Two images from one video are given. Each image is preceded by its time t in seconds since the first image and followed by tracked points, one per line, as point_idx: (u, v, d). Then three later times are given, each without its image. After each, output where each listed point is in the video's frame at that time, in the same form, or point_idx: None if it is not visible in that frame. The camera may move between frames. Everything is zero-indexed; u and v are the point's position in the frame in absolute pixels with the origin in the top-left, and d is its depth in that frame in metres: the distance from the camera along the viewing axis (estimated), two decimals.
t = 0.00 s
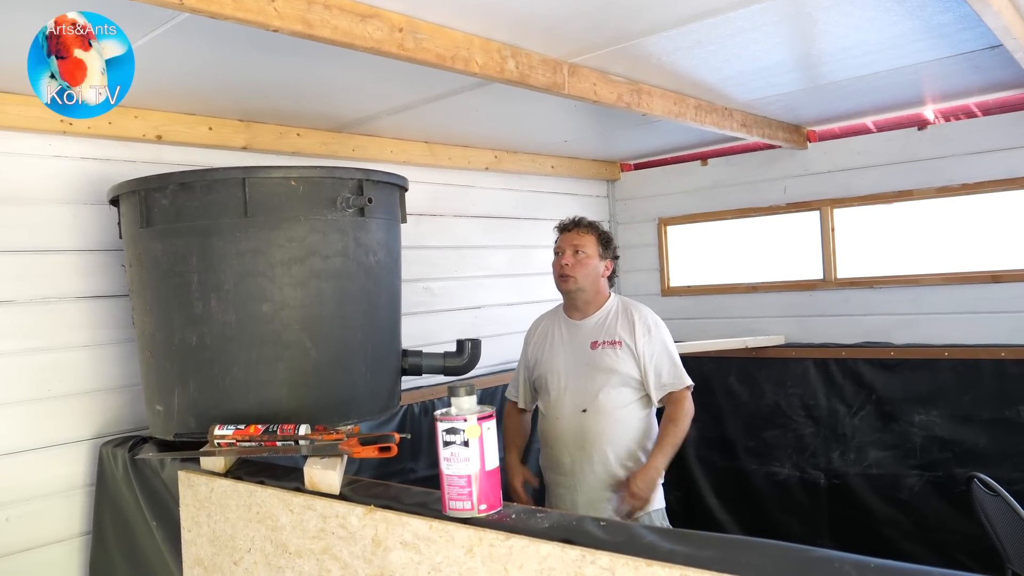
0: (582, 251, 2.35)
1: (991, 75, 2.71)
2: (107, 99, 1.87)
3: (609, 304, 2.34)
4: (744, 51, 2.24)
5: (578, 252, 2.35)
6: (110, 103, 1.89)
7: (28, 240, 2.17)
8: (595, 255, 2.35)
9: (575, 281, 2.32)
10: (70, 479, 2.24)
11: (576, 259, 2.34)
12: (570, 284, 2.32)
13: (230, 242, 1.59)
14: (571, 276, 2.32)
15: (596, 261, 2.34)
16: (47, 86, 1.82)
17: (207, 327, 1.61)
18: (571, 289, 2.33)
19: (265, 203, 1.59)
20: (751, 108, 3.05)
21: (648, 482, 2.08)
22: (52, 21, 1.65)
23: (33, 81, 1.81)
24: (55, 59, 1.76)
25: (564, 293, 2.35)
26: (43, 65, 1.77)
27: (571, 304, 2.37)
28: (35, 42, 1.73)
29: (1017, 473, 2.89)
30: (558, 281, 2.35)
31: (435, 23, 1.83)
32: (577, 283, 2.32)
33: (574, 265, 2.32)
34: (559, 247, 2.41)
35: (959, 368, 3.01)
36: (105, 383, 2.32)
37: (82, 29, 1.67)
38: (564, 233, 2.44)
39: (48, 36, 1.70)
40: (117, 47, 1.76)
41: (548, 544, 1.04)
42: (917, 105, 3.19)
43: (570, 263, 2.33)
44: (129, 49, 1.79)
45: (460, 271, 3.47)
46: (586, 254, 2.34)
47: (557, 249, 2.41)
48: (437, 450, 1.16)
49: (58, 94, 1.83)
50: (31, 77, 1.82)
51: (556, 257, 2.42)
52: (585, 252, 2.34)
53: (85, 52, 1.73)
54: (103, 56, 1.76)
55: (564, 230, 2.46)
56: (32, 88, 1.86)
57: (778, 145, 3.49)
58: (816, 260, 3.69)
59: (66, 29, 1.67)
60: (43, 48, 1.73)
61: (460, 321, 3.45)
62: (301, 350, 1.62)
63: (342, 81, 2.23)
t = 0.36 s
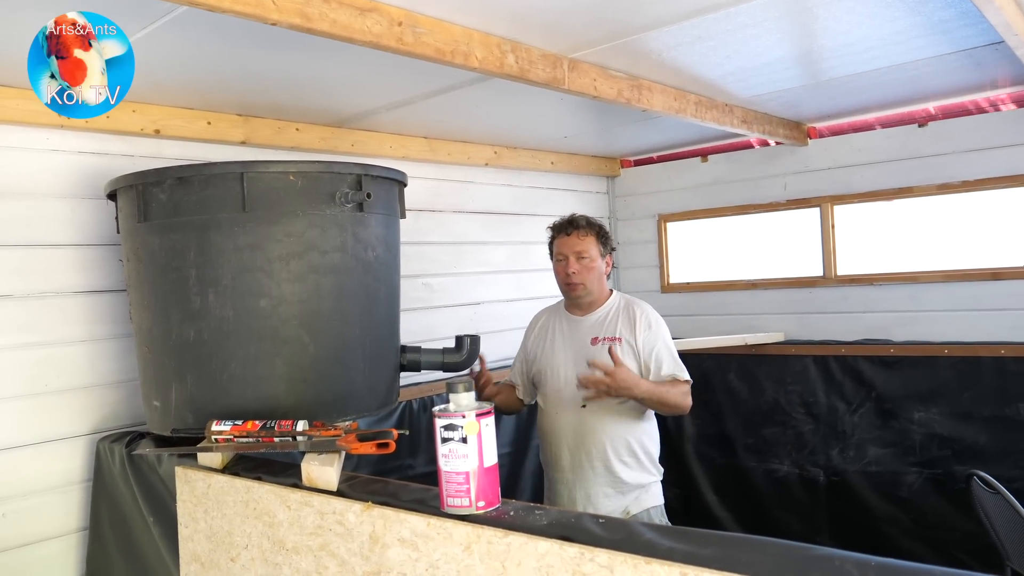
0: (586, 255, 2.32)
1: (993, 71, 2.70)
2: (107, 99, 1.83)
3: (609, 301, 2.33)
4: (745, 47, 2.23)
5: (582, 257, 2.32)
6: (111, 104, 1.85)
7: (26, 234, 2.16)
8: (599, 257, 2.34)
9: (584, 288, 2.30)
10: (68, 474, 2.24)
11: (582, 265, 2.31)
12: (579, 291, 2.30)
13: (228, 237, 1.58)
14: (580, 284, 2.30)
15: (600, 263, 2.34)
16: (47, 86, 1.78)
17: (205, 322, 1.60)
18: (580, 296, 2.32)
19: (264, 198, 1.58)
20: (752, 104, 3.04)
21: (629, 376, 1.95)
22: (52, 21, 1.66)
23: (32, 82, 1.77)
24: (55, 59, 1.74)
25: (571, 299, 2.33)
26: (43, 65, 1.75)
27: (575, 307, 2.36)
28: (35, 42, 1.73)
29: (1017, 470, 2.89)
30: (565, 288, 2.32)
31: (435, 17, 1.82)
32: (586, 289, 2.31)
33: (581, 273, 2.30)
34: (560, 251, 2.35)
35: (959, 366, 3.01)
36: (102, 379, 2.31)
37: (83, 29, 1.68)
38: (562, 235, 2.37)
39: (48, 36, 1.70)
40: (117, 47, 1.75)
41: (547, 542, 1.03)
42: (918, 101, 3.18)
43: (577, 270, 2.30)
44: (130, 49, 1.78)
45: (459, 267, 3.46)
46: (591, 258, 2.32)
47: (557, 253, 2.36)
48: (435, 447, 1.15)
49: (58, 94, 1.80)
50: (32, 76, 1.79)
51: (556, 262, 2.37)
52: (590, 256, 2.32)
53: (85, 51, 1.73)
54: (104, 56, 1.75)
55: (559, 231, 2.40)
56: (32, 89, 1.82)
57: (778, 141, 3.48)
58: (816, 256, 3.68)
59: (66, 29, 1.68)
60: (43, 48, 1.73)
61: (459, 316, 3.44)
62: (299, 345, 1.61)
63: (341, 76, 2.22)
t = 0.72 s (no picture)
0: (575, 246, 2.33)
1: (991, 69, 2.70)
2: (107, 100, 1.81)
3: (606, 299, 2.33)
4: (743, 44, 2.22)
5: (571, 248, 2.33)
6: (112, 105, 1.82)
7: (22, 231, 2.16)
8: (588, 248, 2.34)
9: (575, 277, 2.29)
10: (64, 472, 2.23)
11: (571, 255, 2.32)
12: (570, 280, 2.30)
13: (224, 234, 1.57)
14: (570, 273, 2.29)
15: (589, 253, 2.33)
16: (47, 86, 1.76)
17: (201, 320, 1.60)
18: (572, 286, 2.31)
19: (260, 195, 1.58)
20: (750, 102, 3.04)
21: (637, 452, 1.98)
22: (53, 21, 1.67)
23: (32, 82, 1.75)
24: (55, 59, 1.73)
25: (565, 291, 2.33)
26: (43, 65, 1.73)
27: (570, 301, 2.34)
28: (35, 41, 1.72)
29: (1014, 469, 2.89)
30: (557, 280, 2.32)
31: (431, 14, 1.81)
32: (576, 278, 2.30)
33: (569, 262, 2.30)
34: (551, 246, 2.37)
35: (957, 364, 3.01)
36: (98, 376, 2.31)
37: (83, 29, 1.69)
38: (552, 231, 2.40)
39: (48, 36, 1.70)
40: (117, 47, 1.74)
41: (543, 540, 1.03)
42: (916, 100, 3.18)
43: (565, 260, 2.31)
44: (130, 49, 1.76)
45: (457, 265, 3.45)
46: (580, 248, 2.32)
47: (549, 249, 2.39)
48: (431, 445, 1.15)
49: (58, 94, 1.77)
50: (32, 76, 1.76)
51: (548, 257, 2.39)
52: (579, 246, 2.32)
53: (85, 51, 1.72)
54: (104, 56, 1.73)
55: (550, 228, 2.44)
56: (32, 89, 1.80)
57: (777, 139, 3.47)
58: (813, 255, 3.68)
59: (66, 29, 1.68)
60: (43, 48, 1.72)
61: (457, 314, 3.44)
62: (296, 343, 1.61)
63: (338, 73, 2.21)
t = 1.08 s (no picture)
0: (575, 245, 2.33)
1: (991, 67, 2.70)
2: (107, 99, 1.81)
3: (605, 298, 2.32)
4: (742, 43, 2.22)
5: (571, 246, 2.33)
6: (111, 104, 1.83)
7: (20, 230, 2.16)
8: (588, 247, 2.34)
9: (575, 275, 2.29)
10: (61, 472, 2.23)
11: (571, 253, 2.32)
12: (570, 278, 2.30)
13: (223, 233, 1.57)
14: (570, 271, 2.29)
15: (589, 252, 2.33)
16: (47, 86, 1.77)
17: (200, 319, 1.59)
18: (571, 284, 2.30)
19: (259, 194, 1.57)
20: (749, 101, 3.04)
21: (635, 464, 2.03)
22: (53, 21, 1.67)
23: (32, 82, 1.76)
24: (55, 59, 1.74)
25: (564, 289, 2.32)
26: (43, 65, 1.74)
27: (569, 300, 2.34)
28: (35, 41, 1.72)
29: (1013, 467, 2.89)
30: (556, 278, 2.32)
31: (430, 13, 1.81)
32: (576, 277, 2.30)
33: (569, 260, 2.30)
34: (551, 244, 2.37)
35: (955, 363, 3.01)
36: (96, 375, 2.31)
37: (83, 29, 1.69)
38: (551, 230, 2.41)
39: (48, 36, 1.70)
40: (117, 47, 1.74)
41: (541, 539, 1.03)
42: (915, 98, 3.18)
43: (565, 259, 2.31)
44: (130, 48, 1.76)
45: (456, 264, 3.45)
46: (580, 247, 2.33)
47: (548, 247, 2.39)
48: (430, 444, 1.15)
49: (58, 94, 1.78)
50: (32, 76, 1.78)
51: (548, 256, 2.39)
52: (578, 245, 2.33)
53: (85, 51, 1.72)
54: (104, 56, 1.74)
55: (550, 227, 2.45)
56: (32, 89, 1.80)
57: (776, 138, 3.47)
58: (812, 254, 3.69)
59: (66, 29, 1.68)
60: (43, 48, 1.72)
61: (456, 314, 3.44)
62: (294, 342, 1.60)
63: (337, 72, 2.21)
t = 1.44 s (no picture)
0: (574, 248, 2.34)
1: (988, 71, 2.70)
2: (107, 99, 1.82)
3: (604, 301, 2.33)
4: (739, 47, 2.23)
5: (571, 249, 2.34)
6: (111, 104, 1.84)
7: (20, 233, 2.16)
8: (587, 250, 2.35)
9: (575, 278, 2.30)
10: (60, 474, 2.23)
11: (570, 257, 2.33)
12: (570, 282, 2.31)
13: (222, 236, 1.58)
14: (570, 274, 2.30)
15: (588, 255, 2.35)
16: (47, 86, 1.77)
17: (199, 322, 1.60)
18: (571, 288, 2.31)
19: (258, 197, 1.58)
20: (748, 105, 3.05)
21: (625, 457, 2.02)
22: (53, 20, 1.66)
23: (32, 82, 1.76)
24: (55, 59, 1.74)
25: (564, 292, 2.33)
26: (44, 65, 1.75)
27: (568, 303, 2.35)
28: (35, 42, 1.72)
29: (1012, 470, 2.89)
30: (557, 282, 2.33)
31: (429, 17, 1.82)
32: (576, 280, 2.31)
33: (568, 263, 2.31)
34: (550, 247, 2.38)
35: (954, 366, 3.01)
36: (96, 378, 2.31)
37: (83, 29, 1.68)
38: (551, 232, 2.41)
39: (48, 36, 1.69)
40: (117, 47, 1.74)
41: (538, 542, 1.03)
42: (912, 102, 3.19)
43: (565, 262, 2.32)
44: (130, 48, 1.76)
45: (455, 267, 3.45)
46: (579, 250, 2.34)
47: (547, 250, 2.40)
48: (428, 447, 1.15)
49: (58, 94, 1.79)
50: (32, 76, 1.78)
51: (547, 258, 2.40)
52: (578, 248, 2.34)
53: (85, 51, 1.72)
54: (104, 56, 1.73)
55: (549, 230, 2.45)
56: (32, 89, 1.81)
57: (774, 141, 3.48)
58: (811, 257, 3.69)
59: (66, 29, 1.68)
60: (43, 48, 1.72)
61: (455, 317, 3.44)
62: (293, 346, 1.61)
63: (336, 75, 2.22)
